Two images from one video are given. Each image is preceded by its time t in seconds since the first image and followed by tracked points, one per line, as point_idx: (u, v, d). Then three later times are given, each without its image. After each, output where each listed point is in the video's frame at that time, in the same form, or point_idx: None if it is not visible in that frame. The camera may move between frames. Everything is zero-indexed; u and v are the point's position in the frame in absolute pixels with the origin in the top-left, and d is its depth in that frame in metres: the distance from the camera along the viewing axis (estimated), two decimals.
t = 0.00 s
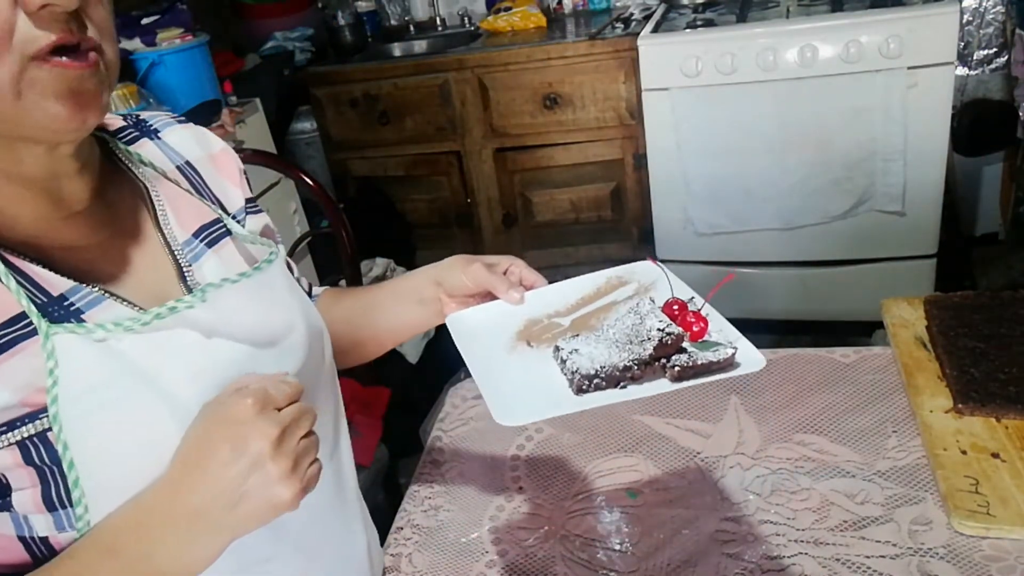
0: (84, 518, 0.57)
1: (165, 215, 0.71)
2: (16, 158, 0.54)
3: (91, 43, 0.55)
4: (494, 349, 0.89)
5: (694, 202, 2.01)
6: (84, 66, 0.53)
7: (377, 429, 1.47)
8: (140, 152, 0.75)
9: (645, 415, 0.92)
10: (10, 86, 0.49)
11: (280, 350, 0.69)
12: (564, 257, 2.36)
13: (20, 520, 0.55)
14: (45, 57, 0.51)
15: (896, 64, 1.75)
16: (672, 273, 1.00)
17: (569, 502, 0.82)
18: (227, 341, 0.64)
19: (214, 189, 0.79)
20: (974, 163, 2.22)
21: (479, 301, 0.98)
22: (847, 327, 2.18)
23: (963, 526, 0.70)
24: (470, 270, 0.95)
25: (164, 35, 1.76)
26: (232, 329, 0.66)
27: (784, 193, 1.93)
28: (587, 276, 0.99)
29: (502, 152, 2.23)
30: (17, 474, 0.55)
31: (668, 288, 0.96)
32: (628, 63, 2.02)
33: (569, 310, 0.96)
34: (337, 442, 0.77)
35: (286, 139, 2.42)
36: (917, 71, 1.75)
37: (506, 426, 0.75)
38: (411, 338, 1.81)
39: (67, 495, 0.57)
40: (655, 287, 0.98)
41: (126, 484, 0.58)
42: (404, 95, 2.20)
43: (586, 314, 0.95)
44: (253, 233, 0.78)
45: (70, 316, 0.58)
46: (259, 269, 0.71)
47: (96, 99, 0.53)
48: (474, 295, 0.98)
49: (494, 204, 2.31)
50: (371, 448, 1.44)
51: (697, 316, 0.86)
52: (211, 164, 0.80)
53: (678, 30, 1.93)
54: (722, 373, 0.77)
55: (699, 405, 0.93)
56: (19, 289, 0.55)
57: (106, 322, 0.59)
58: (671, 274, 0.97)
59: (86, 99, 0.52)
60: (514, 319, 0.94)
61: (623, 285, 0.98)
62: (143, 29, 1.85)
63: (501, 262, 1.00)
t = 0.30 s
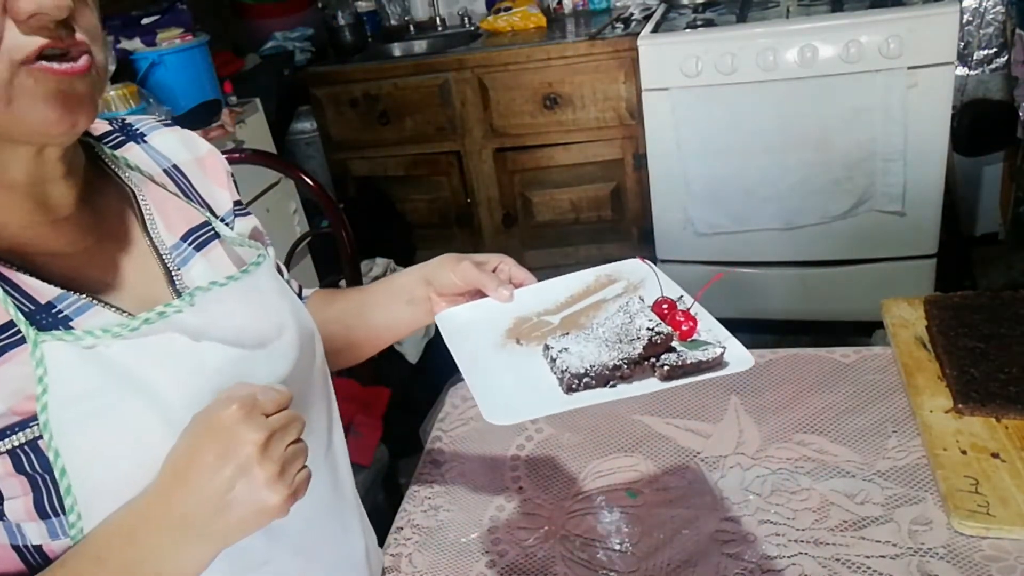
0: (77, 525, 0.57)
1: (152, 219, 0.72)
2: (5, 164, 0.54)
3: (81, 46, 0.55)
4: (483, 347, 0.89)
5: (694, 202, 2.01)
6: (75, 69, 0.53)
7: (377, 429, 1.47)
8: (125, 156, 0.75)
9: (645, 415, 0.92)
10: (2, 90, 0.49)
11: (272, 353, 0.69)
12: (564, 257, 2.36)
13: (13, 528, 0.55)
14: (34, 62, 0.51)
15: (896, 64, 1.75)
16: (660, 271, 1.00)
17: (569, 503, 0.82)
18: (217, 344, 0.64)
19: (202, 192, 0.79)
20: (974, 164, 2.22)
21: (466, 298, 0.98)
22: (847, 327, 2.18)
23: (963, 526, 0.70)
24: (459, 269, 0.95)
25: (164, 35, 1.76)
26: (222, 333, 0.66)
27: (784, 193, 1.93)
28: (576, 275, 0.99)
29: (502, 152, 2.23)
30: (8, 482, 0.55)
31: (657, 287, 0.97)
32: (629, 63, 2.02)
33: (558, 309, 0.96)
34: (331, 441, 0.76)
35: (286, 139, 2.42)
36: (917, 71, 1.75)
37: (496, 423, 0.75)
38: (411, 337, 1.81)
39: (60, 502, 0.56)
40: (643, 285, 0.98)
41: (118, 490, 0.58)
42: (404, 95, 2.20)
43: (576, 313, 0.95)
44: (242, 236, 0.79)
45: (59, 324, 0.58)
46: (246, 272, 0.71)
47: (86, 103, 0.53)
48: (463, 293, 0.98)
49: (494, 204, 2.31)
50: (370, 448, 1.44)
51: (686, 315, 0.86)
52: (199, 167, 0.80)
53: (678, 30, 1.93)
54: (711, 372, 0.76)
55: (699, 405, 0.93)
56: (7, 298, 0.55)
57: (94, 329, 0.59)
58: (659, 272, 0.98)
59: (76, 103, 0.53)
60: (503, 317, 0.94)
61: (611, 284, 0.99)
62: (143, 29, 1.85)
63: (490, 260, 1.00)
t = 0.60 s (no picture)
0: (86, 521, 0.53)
1: (158, 220, 0.71)
2: (24, 162, 0.54)
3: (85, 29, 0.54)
4: (475, 344, 0.89)
5: (694, 202, 2.01)
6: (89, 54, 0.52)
7: (377, 429, 1.46)
8: (130, 157, 0.75)
9: (645, 415, 0.92)
10: (24, 92, 0.49)
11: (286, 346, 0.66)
12: (564, 257, 2.36)
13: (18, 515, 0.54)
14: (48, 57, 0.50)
15: (896, 64, 1.75)
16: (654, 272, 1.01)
17: (569, 503, 0.82)
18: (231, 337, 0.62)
19: (205, 194, 0.79)
20: (974, 164, 2.22)
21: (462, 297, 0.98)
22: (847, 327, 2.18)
23: (963, 526, 0.70)
24: (455, 269, 0.94)
25: (164, 35, 1.76)
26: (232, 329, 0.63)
27: (784, 193, 1.93)
28: (570, 275, 0.99)
29: (502, 152, 2.23)
30: (15, 471, 0.54)
31: (650, 287, 0.97)
32: (629, 63, 2.02)
33: (552, 306, 0.96)
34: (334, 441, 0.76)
35: (286, 139, 2.42)
36: (917, 71, 1.75)
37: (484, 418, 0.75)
38: (411, 338, 1.82)
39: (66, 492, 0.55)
40: (638, 285, 0.98)
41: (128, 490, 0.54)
42: (404, 95, 2.20)
43: (570, 311, 0.96)
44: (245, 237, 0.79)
45: (66, 317, 0.58)
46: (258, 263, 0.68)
47: (104, 87, 0.53)
48: (460, 293, 0.97)
49: (494, 204, 2.31)
50: (371, 448, 1.44)
51: (677, 313, 0.87)
52: (203, 170, 0.80)
53: (678, 30, 1.93)
54: (700, 369, 0.78)
55: (699, 405, 0.93)
56: (16, 292, 0.54)
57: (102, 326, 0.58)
58: (653, 272, 0.98)
59: (96, 90, 0.52)
60: (498, 317, 0.94)
61: (606, 284, 0.99)
62: (143, 29, 1.85)
63: (486, 260, 0.99)
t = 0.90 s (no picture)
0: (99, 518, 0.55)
1: (167, 220, 0.71)
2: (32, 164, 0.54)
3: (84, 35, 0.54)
4: (480, 337, 0.89)
5: (694, 202, 2.01)
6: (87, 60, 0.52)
7: (377, 429, 1.46)
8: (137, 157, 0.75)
9: (645, 415, 0.92)
10: (23, 98, 0.49)
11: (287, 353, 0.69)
12: (564, 257, 2.36)
13: (33, 519, 0.53)
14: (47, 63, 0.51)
15: (896, 63, 1.74)
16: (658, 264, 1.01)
17: (569, 503, 0.82)
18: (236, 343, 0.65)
19: (213, 194, 0.79)
20: (974, 164, 2.24)
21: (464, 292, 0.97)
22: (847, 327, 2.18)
23: (963, 526, 0.70)
24: (458, 264, 0.94)
25: (164, 35, 1.76)
26: (237, 332, 0.66)
27: (785, 193, 1.93)
28: (575, 269, 1.00)
29: (502, 152, 2.23)
30: (29, 472, 0.53)
31: (654, 278, 0.97)
32: (629, 63, 2.02)
33: (557, 300, 0.97)
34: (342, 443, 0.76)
35: (286, 139, 2.42)
36: (917, 71, 1.75)
37: (491, 410, 0.75)
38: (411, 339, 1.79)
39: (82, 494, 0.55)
40: (642, 277, 0.99)
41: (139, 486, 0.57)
42: (404, 95, 2.20)
43: (574, 304, 0.96)
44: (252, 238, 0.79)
45: (79, 319, 0.58)
46: (263, 271, 0.72)
47: (106, 92, 0.53)
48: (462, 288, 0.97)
49: (494, 204, 2.31)
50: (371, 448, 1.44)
51: (682, 303, 0.87)
52: (210, 170, 0.80)
53: (678, 30, 1.93)
54: (707, 359, 0.78)
55: (699, 405, 0.93)
56: (29, 293, 0.54)
57: (115, 326, 0.59)
58: (656, 263, 0.98)
59: (96, 95, 0.52)
60: (502, 308, 0.94)
61: (610, 276, 1.00)
62: (143, 29, 1.85)
63: (488, 255, 0.99)
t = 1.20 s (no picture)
0: (112, 521, 0.54)
1: (181, 222, 0.71)
2: (51, 166, 0.54)
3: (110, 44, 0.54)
4: (487, 341, 0.89)
5: (694, 202, 2.01)
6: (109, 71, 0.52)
7: (377, 429, 1.47)
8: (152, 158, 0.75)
9: (645, 415, 0.92)
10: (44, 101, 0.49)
11: (298, 359, 0.69)
12: (563, 257, 2.36)
13: (48, 521, 0.53)
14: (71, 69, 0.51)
15: (896, 63, 1.75)
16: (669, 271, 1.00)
17: (569, 503, 0.82)
18: (252, 347, 0.64)
19: (225, 195, 0.79)
20: (975, 164, 2.24)
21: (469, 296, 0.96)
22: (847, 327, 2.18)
23: (963, 526, 0.70)
24: (465, 267, 0.93)
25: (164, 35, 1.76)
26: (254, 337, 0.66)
27: (785, 193, 1.93)
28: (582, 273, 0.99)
29: (502, 152, 2.23)
30: (45, 475, 0.53)
31: (662, 284, 0.97)
32: (628, 63, 2.02)
33: (565, 306, 0.97)
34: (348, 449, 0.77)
35: (286, 139, 2.42)
36: (917, 70, 1.75)
37: (502, 414, 0.75)
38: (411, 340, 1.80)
39: (96, 496, 0.54)
40: (649, 284, 0.98)
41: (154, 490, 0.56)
42: (405, 95, 2.20)
43: (581, 310, 0.96)
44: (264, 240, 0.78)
45: (96, 321, 0.58)
46: (278, 274, 0.72)
47: (127, 104, 0.53)
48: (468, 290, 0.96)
49: (494, 204, 2.31)
50: (372, 448, 1.44)
51: (692, 312, 0.87)
52: (223, 171, 0.80)
53: (678, 30, 1.93)
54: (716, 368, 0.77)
55: (699, 405, 0.93)
56: (47, 294, 0.54)
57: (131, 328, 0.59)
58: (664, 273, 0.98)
59: (118, 107, 0.52)
60: (508, 313, 0.94)
61: (616, 283, 0.99)
62: (143, 29, 1.85)
63: (494, 259, 0.99)
